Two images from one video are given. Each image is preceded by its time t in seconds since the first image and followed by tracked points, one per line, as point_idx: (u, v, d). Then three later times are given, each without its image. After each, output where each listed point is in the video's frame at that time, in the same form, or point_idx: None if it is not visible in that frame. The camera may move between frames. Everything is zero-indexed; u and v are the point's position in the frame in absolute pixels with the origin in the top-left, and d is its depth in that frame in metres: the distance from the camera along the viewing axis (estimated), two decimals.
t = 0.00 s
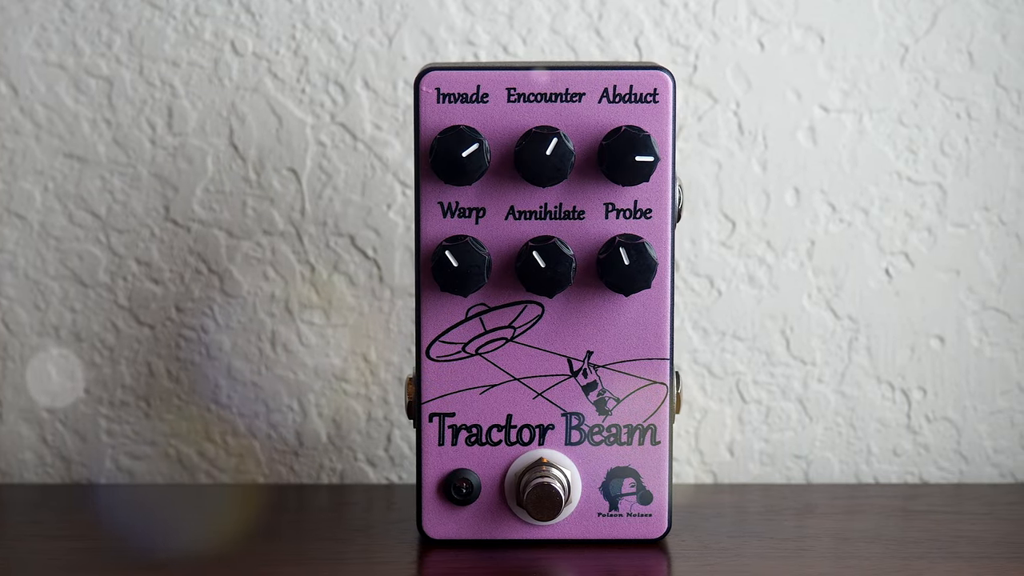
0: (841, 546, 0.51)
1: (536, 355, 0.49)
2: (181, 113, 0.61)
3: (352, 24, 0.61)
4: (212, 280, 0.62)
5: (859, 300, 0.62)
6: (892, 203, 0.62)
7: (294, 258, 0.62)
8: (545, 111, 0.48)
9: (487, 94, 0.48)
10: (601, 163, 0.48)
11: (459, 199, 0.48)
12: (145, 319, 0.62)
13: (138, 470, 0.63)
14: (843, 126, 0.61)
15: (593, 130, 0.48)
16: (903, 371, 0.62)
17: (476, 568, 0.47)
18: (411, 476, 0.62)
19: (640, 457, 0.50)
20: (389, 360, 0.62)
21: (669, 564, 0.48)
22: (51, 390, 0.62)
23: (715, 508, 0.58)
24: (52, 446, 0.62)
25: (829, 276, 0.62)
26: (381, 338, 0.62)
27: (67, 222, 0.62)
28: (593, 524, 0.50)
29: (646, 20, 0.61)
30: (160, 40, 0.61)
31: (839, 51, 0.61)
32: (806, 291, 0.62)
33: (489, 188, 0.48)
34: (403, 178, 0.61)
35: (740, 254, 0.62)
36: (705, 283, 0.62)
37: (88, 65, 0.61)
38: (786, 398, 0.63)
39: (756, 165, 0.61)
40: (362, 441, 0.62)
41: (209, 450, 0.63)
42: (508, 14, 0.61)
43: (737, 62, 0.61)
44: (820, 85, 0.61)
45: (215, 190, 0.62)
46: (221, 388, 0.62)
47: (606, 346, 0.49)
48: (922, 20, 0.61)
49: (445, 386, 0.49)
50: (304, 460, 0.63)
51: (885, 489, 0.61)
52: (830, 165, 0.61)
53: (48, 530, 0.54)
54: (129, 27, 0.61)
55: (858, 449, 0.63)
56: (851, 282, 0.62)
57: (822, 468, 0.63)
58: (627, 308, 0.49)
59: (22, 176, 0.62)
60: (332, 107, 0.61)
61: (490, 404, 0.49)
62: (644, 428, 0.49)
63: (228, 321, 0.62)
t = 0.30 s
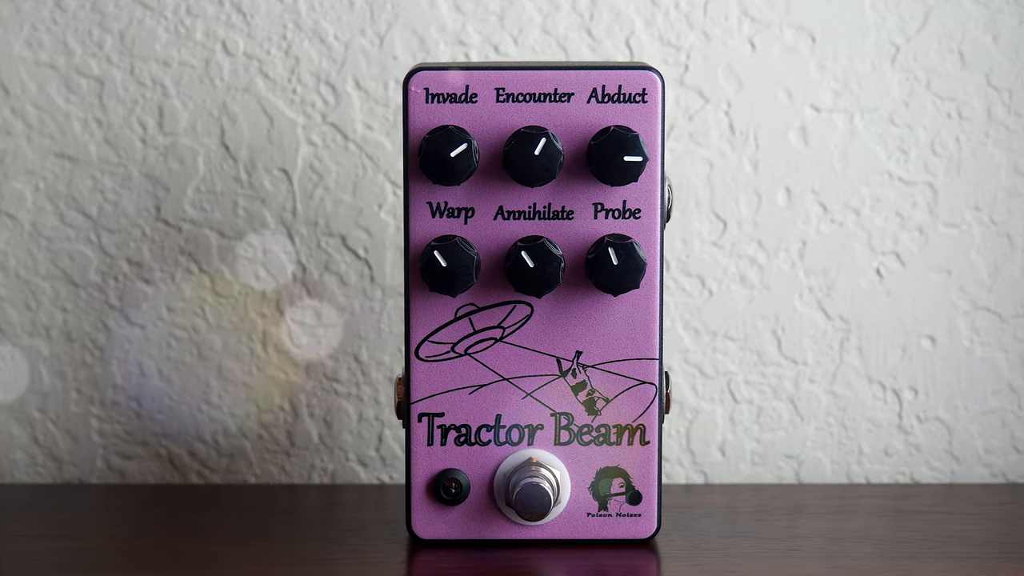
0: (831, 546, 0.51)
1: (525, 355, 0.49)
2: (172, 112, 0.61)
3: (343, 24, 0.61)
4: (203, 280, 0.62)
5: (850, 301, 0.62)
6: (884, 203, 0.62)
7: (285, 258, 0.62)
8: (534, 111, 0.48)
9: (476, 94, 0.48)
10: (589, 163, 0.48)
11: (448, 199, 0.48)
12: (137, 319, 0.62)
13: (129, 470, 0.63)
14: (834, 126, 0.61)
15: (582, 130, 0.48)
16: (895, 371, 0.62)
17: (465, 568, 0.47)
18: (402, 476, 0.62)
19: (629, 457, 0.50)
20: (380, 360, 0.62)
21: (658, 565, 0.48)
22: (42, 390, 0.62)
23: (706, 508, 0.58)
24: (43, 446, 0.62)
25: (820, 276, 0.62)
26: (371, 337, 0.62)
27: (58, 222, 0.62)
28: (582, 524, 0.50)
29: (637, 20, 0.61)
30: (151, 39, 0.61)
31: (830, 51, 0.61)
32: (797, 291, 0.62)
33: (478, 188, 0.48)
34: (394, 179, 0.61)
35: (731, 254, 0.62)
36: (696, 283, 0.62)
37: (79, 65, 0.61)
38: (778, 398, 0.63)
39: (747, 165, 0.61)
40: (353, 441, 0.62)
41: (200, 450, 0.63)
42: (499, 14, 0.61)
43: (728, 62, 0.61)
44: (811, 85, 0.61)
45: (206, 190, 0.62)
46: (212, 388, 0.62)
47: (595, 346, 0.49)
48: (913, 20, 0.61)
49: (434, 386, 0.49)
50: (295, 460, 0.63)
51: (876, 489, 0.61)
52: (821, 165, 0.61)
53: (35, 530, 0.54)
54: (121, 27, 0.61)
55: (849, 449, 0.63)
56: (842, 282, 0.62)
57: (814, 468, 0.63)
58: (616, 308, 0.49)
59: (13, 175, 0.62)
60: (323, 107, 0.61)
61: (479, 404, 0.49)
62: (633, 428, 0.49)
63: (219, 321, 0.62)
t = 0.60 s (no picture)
0: (820, 546, 0.51)
1: (514, 355, 0.49)
2: (163, 113, 0.61)
3: (334, 24, 0.61)
4: (194, 280, 0.62)
5: (841, 301, 0.62)
6: (875, 203, 0.62)
7: (276, 258, 0.62)
8: (523, 111, 0.48)
9: (465, 94, 0.48)
10: (578, 163, 0.48)
11: (437, 199, 0.48)
12: (128, 319, 0.62)
13: (120, 470, 0.63)
14: (825, 126, 0.61)
15: (570, 130, 0.48)
16: (886, 371, 0.62)
17: (453, 568, 0.47)
18: (394, 476, 0.62)
19: (618, 456, 0.50)
20: (371, 360, 0.62)
21: (647, 565, 0.48)
22: (34, 390, 0.62)
23: (696, 508, 0.58)
24: (33, 446, 0.62)
25: (811, 276, 0.62)
26: (363, 337, 0.62)
27: (49, 222, 0.62)
28: (571, 524, 0.50)
29: (628, 20, 0.61)
30: (142, 39, 0.61)
31: (821, 51, 0.61)
32: (788, 291, 0.62)
33: (467, 188, 0.48)
34: (386, 179, 0.61)
35: (722, 254, 0.62)
36: (687, 283, 0.62)
37: (70, 65, 0.61)
38: (769, 398, 0.63)
39: (738, 165, 0.61)
40: (344, 441, 0.62)
41: (191, 450, 0.63)
42: (490, 14, 0.61)
43: (719, 62, 0.61)
44: (802, 85, 0.61)
45: (197, 190, 0.62)
46: (203, 388, 0.62)
47: (584, 346, 0.49)
48: (904, 19, 0.61)
49: (423, 386, 0.49)
50: (287, 460, 0.63)
51: (867, 489, 0.61)
52: (812, 165, 0.61)
53: (27, 529, 0.54)
54: (111, 27, 0.61)
55: (840, 449, 0.63)
56: (833, 282, 0.62)
57: (805, 468, 0.63)
58: (605, 308, 0.49)
59: (4, 176, 0.62)
60: (314, 107, 0.61)
61: (468, 404, 0.49)
62: (622, 428, 0.49)
63: (210, 321, 0.62)
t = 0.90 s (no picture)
0: (809, 546, 0.51)
1: (503, 356, 0.49)
2: (153, 113, 0.61)
3: (325, 24, 0.61)
4: (184, 280, 0.62)
5: (832, 301, 0.62)
6: (865, 203, 0.62)
7: (267, 258, 0.62)
8: (511, 112, 0.48)
9: (453, 94, 0.48)
10: (566, 163, 0.48)
11: (425, 199, 0.48)
12: (118, 319, 0.62)
13: (111, 471, 0.63)
14: (815, 126, 0.61)
15: (559, 130, 0.48)
16: (876, 371, 0.62)
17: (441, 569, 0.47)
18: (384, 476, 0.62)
19: (606, 456, 0.50)
20: (362, 360, 0.62)
21: (635, 565, 0.48)
22: (24, 390, 0.62)
23: (686, 508, 0.58)
24: (24, 446, 0.62)
25: (802, 276, 0.62)
26: (353, 337, 0.62)
27: (40, 222, 0.62)
28: (560, 524, 0.50)
29: (619, 20, 0.61)
30: (133, 40, 0.61)
31: (812, 51, 0.61)
32: (779, 291, 0.62)
33: (455, 188, 0.48)
34: (376, 179, 0.61)
35: (713, 254, 0.62)
36: (678, 283, 0.62)
37: (61, 65, 0.61)
38: (759, 398, 0.63)
39: (729, 165, 0.61)
40: (334, 441, 0.62)
41: (182, 450, 0.63)
42: (481, 14, 0.61)
43: (709, 62, 0.61)
44: (793, 85, 0.61)
45: (188, 190, 0.62)
46: (194, 388, 0.62)
47: (572, 346, 0.49)
48: (895, 19, 0.61)
49: (411, 386, 0.49)
50: (277, 460, 0.63)
51: (857, 489, 0.61)
52: (803, 165, 0.61)
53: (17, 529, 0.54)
54: (102, 27, 0.61)
55: (831, 449, 0.63)
56: (824, 282, 0.62)
57: (796, 468, 0.63)
58: (593, 309, 0.49)
59: None
60: (304, 107, 0.61)
61: (456, 404, 0.49)
62: (611, 428, 0.49)
63: (201, 321, 0.62)
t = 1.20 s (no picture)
0: (797, 545, 0.51)
1: (490, 356, 0.49)
2: (143, 113, 0.61)
3: (315, 24, 0.61)
4: (174, 280, 0.62)
5: (822, 301, 0.62)
6: (855, 203, 0.62)
7: (256, 258, 0.62)
8: (498, 112, 0.48)
9: (440, 94, 0.48)
10: (553, 163, 0.48)
11: (412, 199, 0.48)
12: (108, 319, 0.62)
13: (101, 471, 0.63)
14: (805, 126, 0.61)
15: (546, 130, 0.48)
16: (866, 371, 0.62)
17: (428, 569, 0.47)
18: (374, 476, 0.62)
19: (594, 456, 0.50)
20: (352, 361, 0.62)
21: (622, 565, 0.48)
22: (14, 390, 0.62)
23: (675, 508, 0.58)
24: (14, 446, 0.62)
25: (793, 276, 0.62)
26: (343, 337, 0.62)
27: (29, 222, 0.62)
28: (547, 524, 0.50)
29: (609, 20, 0.61)
30: (123, 39, 0.61)
31: (802, 51, 0.61)
32: (768, 291, 0.62)
33: (442, 188, 0.48)
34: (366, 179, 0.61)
35: (703, 254, 0.62)
36: (668, 283, 0.62)
37: (50, 65, 0.61)
38: (749, 398, 0.63)
39: (718, 165, 0.61)
40: (324, 441, 0.62)
41: (171, 450, 0.63)
42: (471, 14, 0.61)
43: (699, 62, 0.61)
44: (783, 85, 0.61)
45: (178, 190, 0.62)
46: (184, 389, 0.62)
47: (560, 346, 0.49)
48: (885, 20, 0.61)
49: (399, 386, 0.49)
50: (267, 460, 0.63)
51: (847, 489, 0.61)
52: (793, 165, 0.61)
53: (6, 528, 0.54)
54: (92, 27, 0.61)
55: (821, 449, 0.63)
56: (814, 283, 0.62)
57: (786, 469, 0.63)
58: (580, 308, 0.49)
59: None
60: (294, 107, 0.61)
61: (444, 404, 0.49)
62: (598, 429, 0.49)
63: (191, 321, 0.62)
